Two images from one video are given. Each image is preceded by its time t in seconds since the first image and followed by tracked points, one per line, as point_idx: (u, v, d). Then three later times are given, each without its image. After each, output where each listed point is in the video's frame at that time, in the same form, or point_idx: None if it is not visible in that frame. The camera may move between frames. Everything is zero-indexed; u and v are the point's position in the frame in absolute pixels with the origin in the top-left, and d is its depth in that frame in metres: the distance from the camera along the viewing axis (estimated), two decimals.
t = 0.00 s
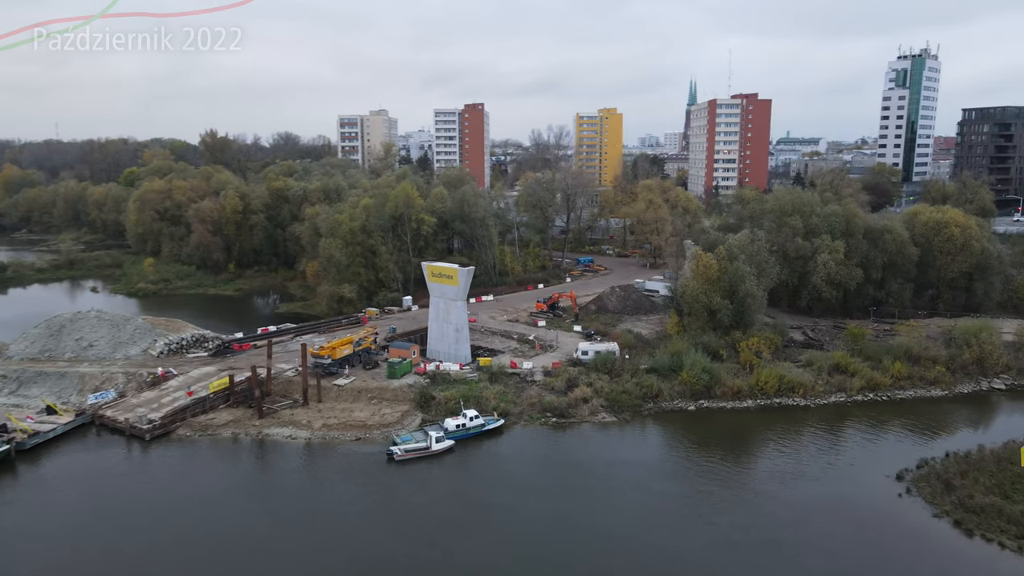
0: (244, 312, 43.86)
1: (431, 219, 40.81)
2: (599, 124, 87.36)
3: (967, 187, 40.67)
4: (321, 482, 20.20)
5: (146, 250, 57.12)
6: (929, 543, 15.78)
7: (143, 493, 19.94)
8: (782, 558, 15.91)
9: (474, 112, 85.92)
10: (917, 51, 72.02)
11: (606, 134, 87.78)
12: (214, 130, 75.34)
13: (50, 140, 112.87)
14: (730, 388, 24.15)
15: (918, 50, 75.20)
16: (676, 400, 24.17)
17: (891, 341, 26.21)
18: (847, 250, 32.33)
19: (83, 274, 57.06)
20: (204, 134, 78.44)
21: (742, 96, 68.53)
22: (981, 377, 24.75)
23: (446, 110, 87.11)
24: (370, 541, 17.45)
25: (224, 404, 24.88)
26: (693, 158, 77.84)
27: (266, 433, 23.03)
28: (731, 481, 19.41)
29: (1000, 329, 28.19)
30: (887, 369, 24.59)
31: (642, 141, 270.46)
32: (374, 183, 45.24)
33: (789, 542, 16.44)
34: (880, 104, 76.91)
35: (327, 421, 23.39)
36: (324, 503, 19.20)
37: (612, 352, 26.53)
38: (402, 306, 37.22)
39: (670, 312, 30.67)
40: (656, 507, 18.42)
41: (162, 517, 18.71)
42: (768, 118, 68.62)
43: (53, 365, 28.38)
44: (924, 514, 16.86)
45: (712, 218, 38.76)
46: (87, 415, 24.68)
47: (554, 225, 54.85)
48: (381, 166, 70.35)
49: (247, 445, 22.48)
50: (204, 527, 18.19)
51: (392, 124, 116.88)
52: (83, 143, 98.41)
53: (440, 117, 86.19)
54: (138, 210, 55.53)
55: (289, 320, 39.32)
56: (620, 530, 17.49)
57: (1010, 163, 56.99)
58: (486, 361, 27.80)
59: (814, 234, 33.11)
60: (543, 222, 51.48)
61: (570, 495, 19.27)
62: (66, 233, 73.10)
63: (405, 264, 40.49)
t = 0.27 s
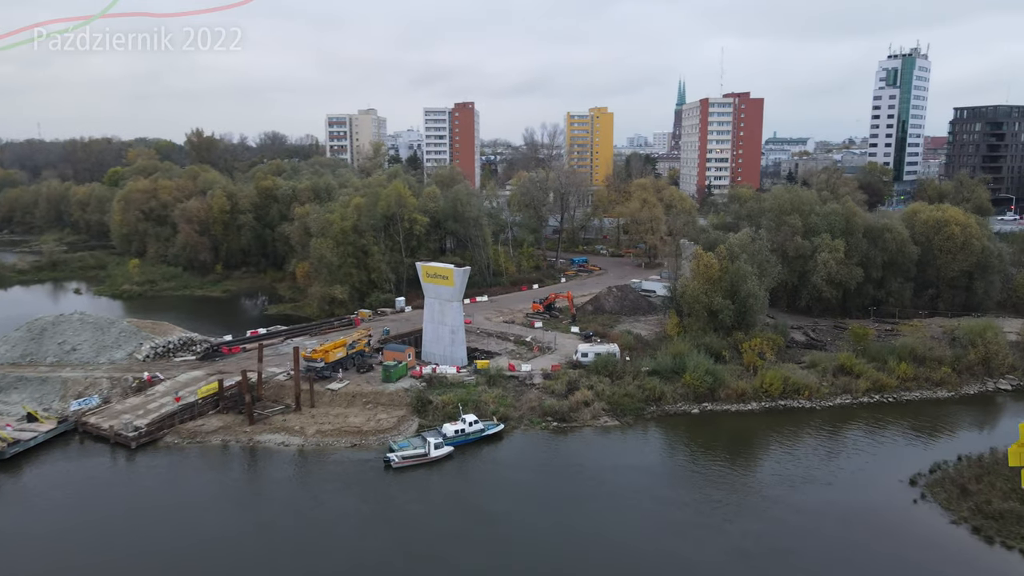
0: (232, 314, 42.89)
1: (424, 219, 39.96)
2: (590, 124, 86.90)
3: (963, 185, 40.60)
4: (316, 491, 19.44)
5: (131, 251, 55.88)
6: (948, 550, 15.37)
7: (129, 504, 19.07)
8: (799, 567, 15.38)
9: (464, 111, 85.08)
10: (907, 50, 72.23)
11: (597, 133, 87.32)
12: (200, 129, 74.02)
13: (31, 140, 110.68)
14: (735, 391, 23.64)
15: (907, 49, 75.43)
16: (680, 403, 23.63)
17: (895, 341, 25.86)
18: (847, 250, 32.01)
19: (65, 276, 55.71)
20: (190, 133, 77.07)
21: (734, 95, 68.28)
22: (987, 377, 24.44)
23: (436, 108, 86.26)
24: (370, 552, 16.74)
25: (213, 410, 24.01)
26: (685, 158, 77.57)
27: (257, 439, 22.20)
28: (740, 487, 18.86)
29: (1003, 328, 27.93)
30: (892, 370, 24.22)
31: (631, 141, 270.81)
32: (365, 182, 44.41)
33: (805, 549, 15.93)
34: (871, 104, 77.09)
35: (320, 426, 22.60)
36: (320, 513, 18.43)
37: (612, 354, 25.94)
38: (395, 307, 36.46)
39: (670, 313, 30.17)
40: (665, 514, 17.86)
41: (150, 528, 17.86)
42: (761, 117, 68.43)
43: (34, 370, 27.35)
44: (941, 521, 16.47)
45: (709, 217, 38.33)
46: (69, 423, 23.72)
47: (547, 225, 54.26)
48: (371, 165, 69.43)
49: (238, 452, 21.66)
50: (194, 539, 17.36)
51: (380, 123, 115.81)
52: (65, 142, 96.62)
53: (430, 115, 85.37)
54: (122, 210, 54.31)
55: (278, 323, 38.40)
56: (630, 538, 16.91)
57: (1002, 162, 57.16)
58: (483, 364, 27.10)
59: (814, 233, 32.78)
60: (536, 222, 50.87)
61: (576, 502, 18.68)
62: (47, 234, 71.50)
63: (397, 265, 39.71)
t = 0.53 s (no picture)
0: (221, 316, 41.94)
1: (417, 219, 39.24)
2: (581, 123, 86.37)
3: (960, 184, 40.53)
4: (311, 501, 18.68)
5: (115, 252, 54.65)
6: (971, 560, 15.01)
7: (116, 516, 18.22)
8: None
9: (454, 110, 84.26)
10: (898, 50, 72.41)
11: (588, 133, 86.84)
12: (186, 128, 72.67)
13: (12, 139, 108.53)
14: (739, 393, 23.14)
15: (898, 49, 75.57)
16: (684, 406, 23.08)
17: (900, 342, 25.50)
18: (848, 249, 31.68)
19: (48, 277, 54.38)
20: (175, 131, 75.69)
21: (727, 93, 68.01)
22: (993, 378, 24.14)
23: (426, 107, 85.32)
24: (372, 564, 16.05)
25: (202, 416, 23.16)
26: (677, 157, 77.27)
27: (249, 447, 21.38)
28: (751, 494, 18.31)
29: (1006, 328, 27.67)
30: (899, 371, 23.83)
31: (619, 141, 271.16)
32: (356, 181, 43.61)
33: (824, 559, 15.45)
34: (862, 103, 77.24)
35: (314, 433, 21.81)
36: (316, 524, 17.68)
37: (613, 356, 25.35)
38: (388, 309, 35.71)
39: (670, 313, 29.66)
40: (676, 522, 17.31)
41: (138, 543, 17.05)
42: (753, 116, 68.23)
43: (15, 376, 26.33)
44: (961, 529, 16.12)
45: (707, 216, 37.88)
46: (51, 431, 22.78)
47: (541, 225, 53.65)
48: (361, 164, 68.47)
49: (229, 461, 20.83)
50: (184, 554, 16.56)
51: (369, 122, 114.75)
52: (47, 141, 94.70)
53: (420, 114, 84.50)
54: (106, 210, 53.07)
55: (268, 325, 37.51)
56: (642, 548, 16.35)
57: (994, 160, 57.30)
58: (481, 367, 26.39)
59: (814, 231, 32.41)
60: (530, 221, 50.24)
61: (583, 509, 18.09)
62: (29, 235, 69.92)
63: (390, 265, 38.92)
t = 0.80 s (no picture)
0: (210, 318, 41.00)
1: (411, 218, 38.49)
2: (574, 122, 85.77)
3: (959, 183, 40.38)
4: (307, 510, 17.91)
5: (101, 252, 53.44)
6: (996, 568, 14.62)
7: (102, 528, 17.36)
8: None
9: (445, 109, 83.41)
10: (890, 49, 72.46)
11: (580, 132, 86.31)
12: (173, 126, 71.36)
13: None
14: (746, 396, 22.60)
15: (890, 48, 75.63)
16: (690, 409, 22.52)
17: (907, 342, 25.12)
18: (850, 248, 31.31)
19: (31, 279, 53.06)
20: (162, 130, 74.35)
21: (720, 92, 67.68)
22: (1002, 379, 23.80)
23: (417, 106, 84.40)
24: None
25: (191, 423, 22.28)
26: (670, 156, 76.91)
27: (240, 455, 20.54)
28: (764, 500, 17.73)
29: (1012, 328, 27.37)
30: (907, 372, 23.42)
31: (609, 141, 271.20)
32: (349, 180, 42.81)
33: (845, 568, 14.95)
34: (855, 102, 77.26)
35: (309, 439, 21.02)
36: (313, 535, 16.92)
37: (616, 358, 24.75)
38: (382, 310, 34.96)
39: (672, 314, 29.13)
40: (688, 530, 16.74)
41: (127, 557, 16.22)
42: (747, 114, 67.96)
43: None
44: (983, 536, 15.75)
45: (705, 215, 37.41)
46: (34, 439, 21.83)
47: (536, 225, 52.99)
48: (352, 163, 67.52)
49: (220, 469, 20.00)
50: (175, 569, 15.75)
51: (359, 121, 113.65)
52: (30, 140, 92.86)
53: (411, 113, 83.59)
54: (91, 210, 51.86)
55: (259, 327, 36.61)
56: (655, 557, 15.78)
57: (988, 159, 57.32)
58: (479, 369, 25.70)
59: (815, 230, 32.00)
60: (525, 221, 49.60)
61: (592, 517, 17.49)
62: (12, 236, 68.38)
63: (384, 266, 38.15)
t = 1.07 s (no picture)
0: (199, 320, 40.06)
1: (405, 217, 37.70)
2: (566, 121, 85.21)
3: (959, 181, 40.13)
4: (303, 521, 17.12)
5: (86, 253, 52.25)
6: None
7: (86, 542, 16.49)
8: None
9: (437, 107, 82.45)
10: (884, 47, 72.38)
11: (573, 130, 85.77)
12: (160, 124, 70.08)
13: None
14: (753, 399, 22.05)
15: (883, 47, 75.57)
16: (696, 412, 21.93)
17: (915, 343, 24.69)
18: (852, 247, 30.89)
19: (14, 280, 51.78)
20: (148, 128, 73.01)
21: (715, 90, 67.29)
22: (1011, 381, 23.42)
23: (409, 104, 83.46)
24: None
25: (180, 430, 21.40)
26: (664, 155, 76.49)
27: (232, 463, 19.70)
28: (778, 508, 17.13)
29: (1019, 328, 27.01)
30: (916, 374, 22.97)
31: (600, 141, 271.21)
32: (341, 178, 41.97)
33: None
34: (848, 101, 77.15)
35: (303, 446, 20.22)
36: (309, 548, 16.12)
37: (619, 360, 24.11)
38: (376, 311, 34.19)
39: (673, 314, 28.54)
40: (702, 538, 16.13)
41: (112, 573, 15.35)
42: (742, 113, 67.56)
43: None
44: (1007, 546, 15.29)
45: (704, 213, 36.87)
46: (14, 448, 20.89)
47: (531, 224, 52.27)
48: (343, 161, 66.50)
49: (211, 478, 19.16)
50: None
51: (350, 120, 112.54)
52: (14, 139, 91.11)
53: (402, 111, 82.73)
54: (76, 209, 50.68)
55: (250, 329, 35.71)
56: (670, 567, 15.14)
57: (982, 158, 57.23)
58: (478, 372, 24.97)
59: (817, 228, 31.54)
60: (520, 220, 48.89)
61: (600, 525, 16.82)
62: None
63: (377, 266, 37.32)
